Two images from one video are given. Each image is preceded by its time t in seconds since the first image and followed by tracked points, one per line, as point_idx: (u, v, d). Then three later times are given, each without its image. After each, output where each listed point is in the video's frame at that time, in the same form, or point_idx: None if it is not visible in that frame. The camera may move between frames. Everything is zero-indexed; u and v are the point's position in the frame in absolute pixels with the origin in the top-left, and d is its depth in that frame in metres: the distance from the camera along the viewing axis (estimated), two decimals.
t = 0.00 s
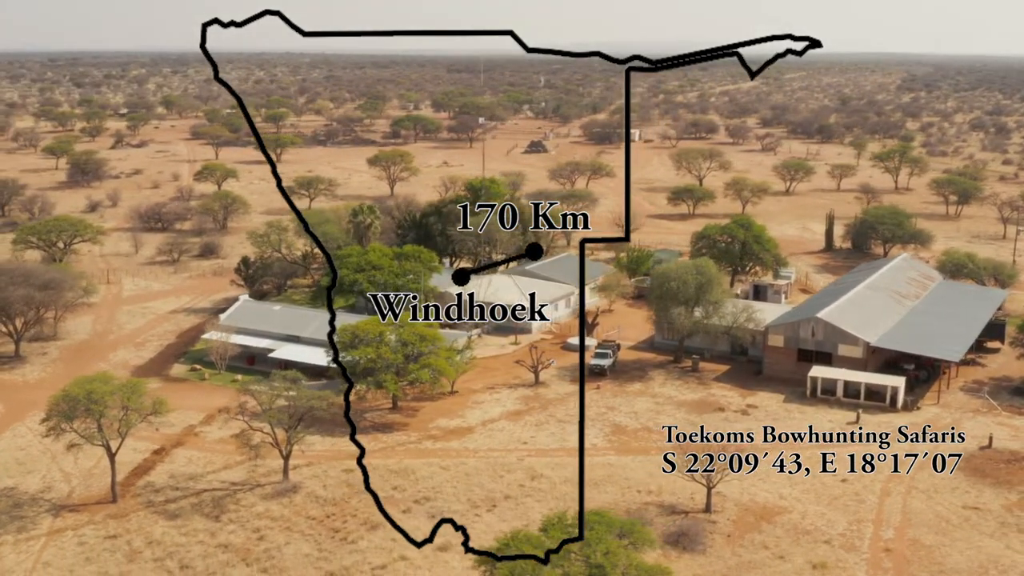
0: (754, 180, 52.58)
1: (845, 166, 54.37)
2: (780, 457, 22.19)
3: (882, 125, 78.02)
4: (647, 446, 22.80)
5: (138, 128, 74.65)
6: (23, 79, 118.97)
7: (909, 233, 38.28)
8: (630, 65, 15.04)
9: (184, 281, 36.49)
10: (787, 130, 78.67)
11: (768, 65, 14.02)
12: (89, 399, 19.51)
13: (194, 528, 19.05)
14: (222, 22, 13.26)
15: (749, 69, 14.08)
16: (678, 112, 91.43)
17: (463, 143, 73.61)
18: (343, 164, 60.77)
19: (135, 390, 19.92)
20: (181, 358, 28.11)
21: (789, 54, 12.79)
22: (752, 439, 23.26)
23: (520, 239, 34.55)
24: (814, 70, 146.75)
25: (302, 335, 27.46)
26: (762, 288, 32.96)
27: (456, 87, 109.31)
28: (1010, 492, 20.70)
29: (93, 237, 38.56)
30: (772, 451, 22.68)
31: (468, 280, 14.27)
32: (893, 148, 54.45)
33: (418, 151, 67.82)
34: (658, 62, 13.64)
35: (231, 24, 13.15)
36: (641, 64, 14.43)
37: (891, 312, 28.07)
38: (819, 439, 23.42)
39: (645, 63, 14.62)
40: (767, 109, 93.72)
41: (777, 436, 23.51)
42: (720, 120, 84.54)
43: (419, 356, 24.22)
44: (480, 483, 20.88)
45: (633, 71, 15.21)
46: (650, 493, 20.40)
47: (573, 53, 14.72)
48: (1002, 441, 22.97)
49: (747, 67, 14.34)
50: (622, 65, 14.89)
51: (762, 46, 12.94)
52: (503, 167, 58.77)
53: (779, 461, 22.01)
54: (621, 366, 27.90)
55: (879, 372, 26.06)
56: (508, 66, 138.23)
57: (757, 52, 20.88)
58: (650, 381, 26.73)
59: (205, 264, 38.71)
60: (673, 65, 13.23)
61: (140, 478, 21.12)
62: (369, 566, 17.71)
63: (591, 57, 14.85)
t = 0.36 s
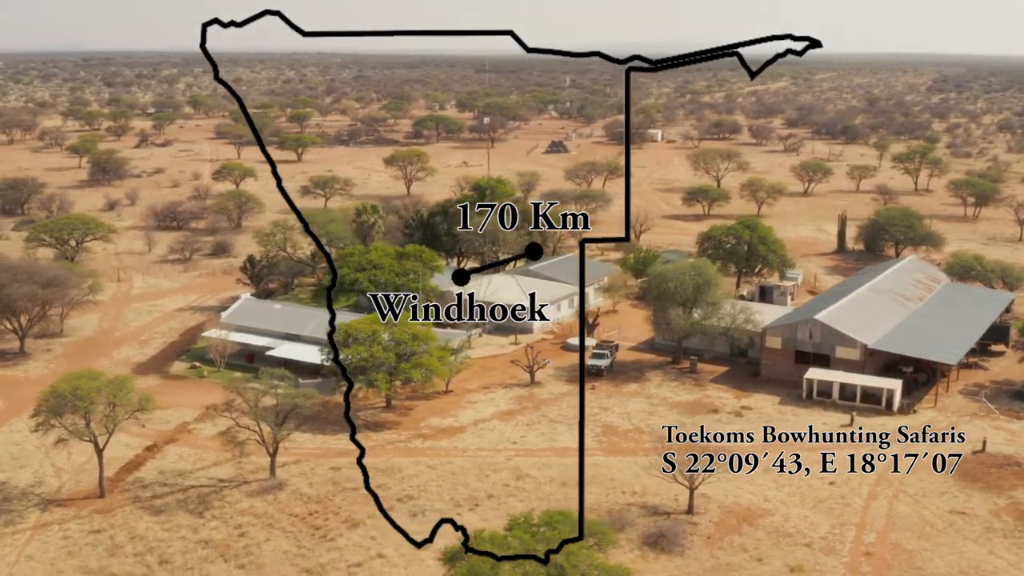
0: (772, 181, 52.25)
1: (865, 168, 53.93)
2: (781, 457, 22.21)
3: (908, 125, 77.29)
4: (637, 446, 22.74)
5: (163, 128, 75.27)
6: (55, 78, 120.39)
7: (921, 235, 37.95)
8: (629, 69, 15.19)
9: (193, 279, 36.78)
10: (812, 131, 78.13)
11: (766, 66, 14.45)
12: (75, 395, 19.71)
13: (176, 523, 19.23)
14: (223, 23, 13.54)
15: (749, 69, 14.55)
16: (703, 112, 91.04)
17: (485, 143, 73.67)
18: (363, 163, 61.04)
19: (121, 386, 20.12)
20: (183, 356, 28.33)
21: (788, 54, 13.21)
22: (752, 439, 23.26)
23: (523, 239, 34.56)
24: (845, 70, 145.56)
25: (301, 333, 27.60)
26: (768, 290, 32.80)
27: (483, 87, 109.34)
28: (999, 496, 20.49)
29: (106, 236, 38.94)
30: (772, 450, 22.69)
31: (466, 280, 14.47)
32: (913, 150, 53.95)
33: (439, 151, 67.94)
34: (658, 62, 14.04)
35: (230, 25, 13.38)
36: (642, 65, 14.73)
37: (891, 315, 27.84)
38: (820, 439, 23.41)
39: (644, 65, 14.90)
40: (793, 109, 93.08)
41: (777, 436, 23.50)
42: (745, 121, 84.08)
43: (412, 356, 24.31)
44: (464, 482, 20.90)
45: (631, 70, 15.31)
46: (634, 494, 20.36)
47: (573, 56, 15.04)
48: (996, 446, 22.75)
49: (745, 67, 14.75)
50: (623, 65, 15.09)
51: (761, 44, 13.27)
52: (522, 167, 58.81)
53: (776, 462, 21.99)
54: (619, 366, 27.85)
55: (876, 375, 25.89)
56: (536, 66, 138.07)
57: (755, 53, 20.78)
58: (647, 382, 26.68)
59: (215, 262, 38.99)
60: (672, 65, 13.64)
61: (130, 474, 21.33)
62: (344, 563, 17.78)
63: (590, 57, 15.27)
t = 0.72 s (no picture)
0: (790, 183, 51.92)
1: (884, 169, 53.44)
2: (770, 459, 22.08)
3: (935, 126, 76.49)
4: (627, 446, 22.70)
5: (188, 127, 75.85)
6: (88, 77, 121.73)
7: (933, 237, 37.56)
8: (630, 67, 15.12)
9: (203, 277, 37.05)
10: (837, 132, 77.51)
11: (768, 65, 14.48)
12: (62, 391, 19.94)
13: (159, 518, 19.40)
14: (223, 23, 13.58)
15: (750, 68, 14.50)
16: (729, 113, 90.57)
17: (507, 143, 73.68)
18: (382, 163, 61.22)
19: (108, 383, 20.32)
20: (184, 353, 28.56)
21: (788, 53, 13.16)
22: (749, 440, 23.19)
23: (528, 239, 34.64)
24: (878, 70, 144.27)
25: (300, 332, 27.72)
26: (774, 291, 32.61)
27: (510, 87, 109.35)
28: (988, 501, 20.28)
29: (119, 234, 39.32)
30: (768, 451, 22.61)
31: (467, 280, 14.49)
32: (934, 151, 53.41)
33: (460, 150, 68.01)
34: (660, 62, 14.09)
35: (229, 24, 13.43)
36: (643, 65, 14.71)
37: (891, 317, 27.63)
38: (820, 439, 23.35)
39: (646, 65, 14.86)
40: (821, 110, 92.36)
41: (775, 436, 23.42)
42: (770, 121, 83.55)
43: (405, 355, 24.39)
44: (449, 481, 20.92)
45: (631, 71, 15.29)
46: (618, 494, 20.32)
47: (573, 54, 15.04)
48: (991, 450, 22.50)
49: (747, 67, 14.78)
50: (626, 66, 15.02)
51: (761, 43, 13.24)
52: (540, 167, 58.78)
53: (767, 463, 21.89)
54: (617, 367, 27.80)
55: (873, 377, 25.72)
56: (565, 65, 137.88)
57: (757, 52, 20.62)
58: (644, 383, 26.62)
59: (226, 261, 39.26)
60: (672, 65, 13.68)
61: (120, 470, 21.54)
62: (321, 560, 17.86)
63: (591, 56, 15.35)
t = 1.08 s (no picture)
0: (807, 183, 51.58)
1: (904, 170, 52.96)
2: (762, 460, 21.98)
3: (962, 126, 75.68)
4: (616, 447, 22.66)
5: (214, 127, 76.38)
6: (121, 76, 122.98)
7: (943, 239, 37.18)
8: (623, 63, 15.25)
9: (213, 276, 37.33)
10: (863, 132, 76.87)
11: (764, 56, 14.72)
12: (50, 387, 20.16)
13: (144, 514, 19.58)
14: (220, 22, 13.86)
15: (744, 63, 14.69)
16: (755, 113, 90.06)
17: (529, 143, 73.69)
18: (402, 163, 61.42)
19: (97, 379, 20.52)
20: (187, 351, 28.84)
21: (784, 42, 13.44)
22: (743, 440, 23.12)
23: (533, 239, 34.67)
24: (910, 70, 142.91)
25: (299, 330, 27.90)
26: (780, 293, 32.38)
27: (537, 88, 109.31)
28: (976, 506, 20.06)
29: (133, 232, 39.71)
30: (760, 452, 22.51)
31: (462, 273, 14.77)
32: (955, 152, 52.88)
33: (481, 151, 68.08)
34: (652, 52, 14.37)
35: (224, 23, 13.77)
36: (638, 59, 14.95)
37: (892, 319, 27.35)
38: (817, 439, 23.24)
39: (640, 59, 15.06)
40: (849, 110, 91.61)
41: (771, 436, 23.34)
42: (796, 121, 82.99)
43: (397, 353, 24.42)
44: (434, 480, 20.96)
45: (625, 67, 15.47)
46: (601, 495, 20.30)
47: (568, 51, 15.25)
48: (985, 454, 22.26)
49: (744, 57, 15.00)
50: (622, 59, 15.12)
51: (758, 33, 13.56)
52: (559, 167, 58.75)
53: (757, 464, 21.79)
54: (614, 367, 27.76)
55: (871, 380, 25.49)
56: (594, 66, 137.61)
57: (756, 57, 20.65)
58: (640, 383, 26.56)
59: (237, 260, 39.53)
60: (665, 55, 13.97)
61: (110, 466, 21.75)
62: (299, 557, 17.96)
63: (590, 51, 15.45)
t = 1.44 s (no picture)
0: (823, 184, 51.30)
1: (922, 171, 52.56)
2: (750, 462, 21.89)
3: (988, 127, 74.98)
4: (605, 447, 22.62)
5: (238, 126, 76.87)
6: (151, 76, 123.99)
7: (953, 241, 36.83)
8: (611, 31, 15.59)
9: (222, 274, 37.60)
10: (887, 133, 76.29)
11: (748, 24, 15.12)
12: (39, 383, 20.38)
13: (128, 510, 19.77)
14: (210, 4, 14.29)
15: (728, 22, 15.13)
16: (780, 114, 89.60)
17: (551, 143, 73.68)
18: (420, 163, 61.61)
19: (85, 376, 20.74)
20: (189, 348, 29.10)
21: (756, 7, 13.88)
22: (735, 441, 23.02)
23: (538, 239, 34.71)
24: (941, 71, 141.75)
25: (299, 329, 28.04)
26: (786, 293, 32.23)
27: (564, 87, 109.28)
28: (963, 510, 19.86)
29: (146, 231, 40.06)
30: (750, 453, 22.42)
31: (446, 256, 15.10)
32: (975, 153, 52.40)
33: (501, 151, 68.15)
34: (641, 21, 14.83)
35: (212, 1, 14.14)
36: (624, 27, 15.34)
37: (892, 321, 27.12)
38: (807, 441, 23.08)
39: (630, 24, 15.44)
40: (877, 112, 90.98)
41: (762, 438, 23.23)
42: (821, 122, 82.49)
43: (391, 352, 24.54)
44: (420, 479, 21.02)
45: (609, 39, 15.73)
46: (584, 495, 20.28)
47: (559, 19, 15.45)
48: (977, 458, 22.04)
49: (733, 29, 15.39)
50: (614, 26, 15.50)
51: None
52: (576, 167, 58.73)
53: (745, 466, 21.71)
54: (612, 368, 27.71)
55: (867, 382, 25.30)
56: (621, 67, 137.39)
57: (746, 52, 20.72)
58: (636, 384, 26.50)
59: (248, 258, 39.79)
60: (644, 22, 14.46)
61: (101, 461, 21.96)
62: (277, 553, 18.07)
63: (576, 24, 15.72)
